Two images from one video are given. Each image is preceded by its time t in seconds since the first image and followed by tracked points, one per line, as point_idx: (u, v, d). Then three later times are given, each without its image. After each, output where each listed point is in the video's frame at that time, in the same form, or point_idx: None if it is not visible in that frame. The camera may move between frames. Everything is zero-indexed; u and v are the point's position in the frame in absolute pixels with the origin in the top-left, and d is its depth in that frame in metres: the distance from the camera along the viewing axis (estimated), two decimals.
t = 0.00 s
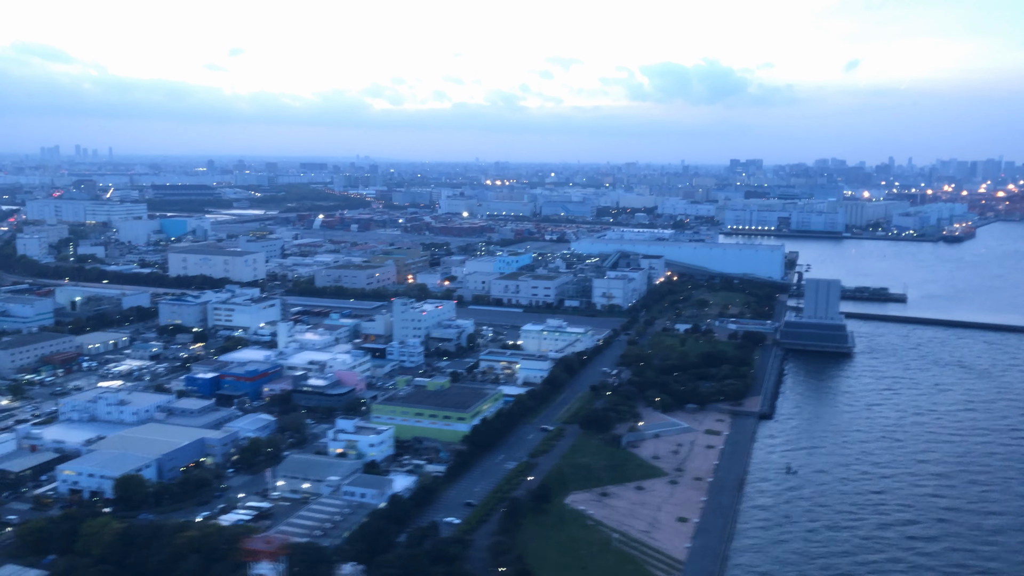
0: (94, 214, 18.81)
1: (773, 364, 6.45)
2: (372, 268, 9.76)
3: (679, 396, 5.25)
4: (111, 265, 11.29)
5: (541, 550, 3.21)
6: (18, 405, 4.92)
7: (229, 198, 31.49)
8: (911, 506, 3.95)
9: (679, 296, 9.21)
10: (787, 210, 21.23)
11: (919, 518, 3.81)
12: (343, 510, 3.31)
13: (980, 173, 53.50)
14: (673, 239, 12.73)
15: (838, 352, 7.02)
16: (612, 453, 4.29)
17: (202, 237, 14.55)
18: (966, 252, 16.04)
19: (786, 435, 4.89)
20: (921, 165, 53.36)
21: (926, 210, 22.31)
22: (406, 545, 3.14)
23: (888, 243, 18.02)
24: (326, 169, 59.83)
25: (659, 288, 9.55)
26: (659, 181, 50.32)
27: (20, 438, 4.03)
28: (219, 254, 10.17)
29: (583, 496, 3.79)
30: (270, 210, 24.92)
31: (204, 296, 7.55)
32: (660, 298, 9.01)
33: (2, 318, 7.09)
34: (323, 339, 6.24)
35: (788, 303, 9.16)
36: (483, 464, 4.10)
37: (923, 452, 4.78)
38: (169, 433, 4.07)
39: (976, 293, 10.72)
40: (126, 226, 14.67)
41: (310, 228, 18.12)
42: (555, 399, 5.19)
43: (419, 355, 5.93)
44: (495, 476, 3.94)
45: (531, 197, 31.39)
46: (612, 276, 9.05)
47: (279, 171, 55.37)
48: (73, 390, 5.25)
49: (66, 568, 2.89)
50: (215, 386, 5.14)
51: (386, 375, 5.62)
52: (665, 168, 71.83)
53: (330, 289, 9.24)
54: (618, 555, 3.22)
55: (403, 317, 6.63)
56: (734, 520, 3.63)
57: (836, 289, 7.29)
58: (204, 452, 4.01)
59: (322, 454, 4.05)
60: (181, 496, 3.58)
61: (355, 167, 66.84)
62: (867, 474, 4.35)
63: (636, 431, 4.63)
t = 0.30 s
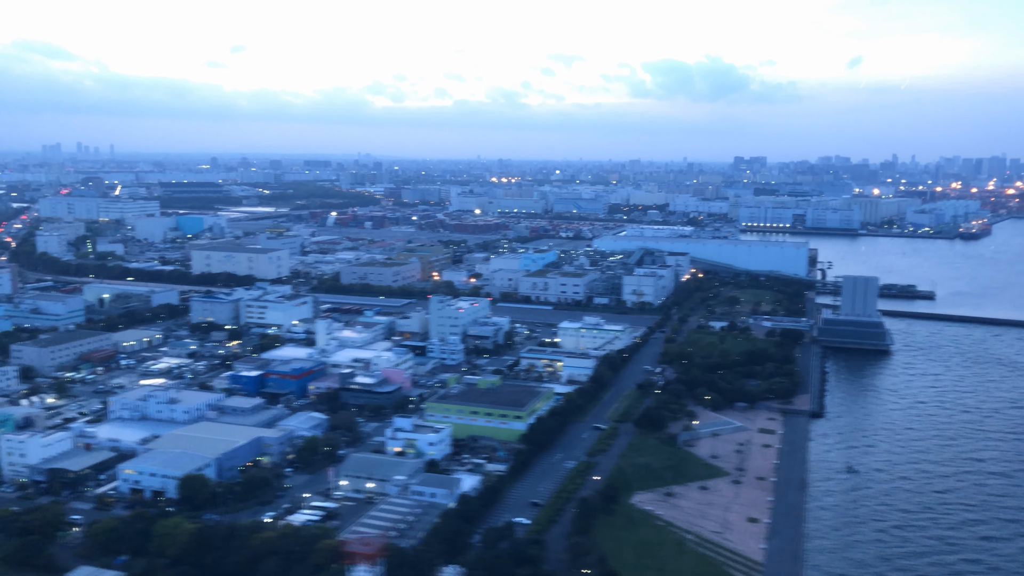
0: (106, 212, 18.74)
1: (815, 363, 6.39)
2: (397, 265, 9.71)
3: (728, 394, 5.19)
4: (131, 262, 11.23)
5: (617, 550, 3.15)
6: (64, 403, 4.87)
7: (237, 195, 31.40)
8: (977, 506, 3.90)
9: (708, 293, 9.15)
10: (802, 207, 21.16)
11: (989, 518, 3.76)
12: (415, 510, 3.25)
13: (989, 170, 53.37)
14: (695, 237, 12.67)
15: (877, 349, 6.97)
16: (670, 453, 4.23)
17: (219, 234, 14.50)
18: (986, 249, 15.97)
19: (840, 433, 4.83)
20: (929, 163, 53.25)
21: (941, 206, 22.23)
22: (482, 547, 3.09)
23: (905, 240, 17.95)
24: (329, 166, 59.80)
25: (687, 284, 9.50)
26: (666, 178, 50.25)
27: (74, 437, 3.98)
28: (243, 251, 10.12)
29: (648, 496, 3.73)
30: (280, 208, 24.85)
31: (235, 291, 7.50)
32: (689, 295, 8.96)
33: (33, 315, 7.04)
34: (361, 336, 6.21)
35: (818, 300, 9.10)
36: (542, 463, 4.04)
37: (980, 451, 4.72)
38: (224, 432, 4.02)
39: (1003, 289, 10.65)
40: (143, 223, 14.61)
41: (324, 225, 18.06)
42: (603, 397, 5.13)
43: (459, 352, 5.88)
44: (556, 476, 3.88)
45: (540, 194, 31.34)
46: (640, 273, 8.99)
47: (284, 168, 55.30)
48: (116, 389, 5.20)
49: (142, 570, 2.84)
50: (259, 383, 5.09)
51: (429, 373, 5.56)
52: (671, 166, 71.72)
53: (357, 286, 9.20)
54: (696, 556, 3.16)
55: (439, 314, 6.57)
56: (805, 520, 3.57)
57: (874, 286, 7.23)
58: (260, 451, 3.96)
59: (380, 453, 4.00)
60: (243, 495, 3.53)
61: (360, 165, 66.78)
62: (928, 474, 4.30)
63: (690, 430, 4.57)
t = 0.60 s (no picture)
0: (119, 210, 18.69)
1: (857, 361, 6.34)
2: (422, 264, 9.68)
3: (778, 394, 5.14)
4: (152, 260, 11.18)
5: (696, 552, 3.10)
6: (109, 402, 4.82)
7: (246, 194, 31.35)
8: None
9: (737, 291, 9.11)
10: (816, 206, 21.10)
11: None
12: (489, 511, 3.20)
13: (996, 168, 53.26)
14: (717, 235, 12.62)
15: (915, 348, 6.91)
16: (730, 453, 4.18)
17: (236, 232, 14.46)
18: (1005, 247, 15.90)
19: (894, 433, 4.78)
20: (936, 161, 53.15)
21: (955, 204, 22.16)
22: (561, 550, 3.03)
23: (921, 238, 17.89)
24: (334, 164, 59.75)
25: (715, 283, 9.45)
26: (672, 176, 50.17)
27: (130, 436, 3.94)
28: (267, 249, 10.08)
29: (715, 497, 3.67)
30: (291, 206, 24.81)
31: (266, 290, 7.40)
32: (718, 293, 8.91)
33: (64, 313, 6.99)
34: (400, 335, 6.17)
35: (848, 299, 9.05)
36: (603, 463, 3.99)
37: None
38: (281, 432, 3.97)
39: None
40: (160, 221, 14.56)
41: (338, 223, 18.04)
42: (652, 397, 5.08)
43: (500, 352, 5.84)
44: (620, 477, 3.83)
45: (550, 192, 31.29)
46: (669, 271, 8.94)
47: (288, 166, 55.24)
48: (159, 388, 5.16)
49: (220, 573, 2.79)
50: (305, 383, 5.05)
51: (472, 372, 5.51)
52: (676, 164, 71.65)
53: (383, 284, 9.16)
54: (775, 559, 3.11)
55: (476, 312, 6.50)
56: (878, 522, 3.52)
57: (912, 284, 7.18)
58: (318, 451, 3.91)
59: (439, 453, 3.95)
60: (308, 496, 3.48)
61: (364, 163, 66.73)
62: (991, 473, 4.24)
63: (746, 430, 4.51)
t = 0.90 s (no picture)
0: (132, 207, 18.64)
1: (898, 360, 6.28)
2: (448, 261, 9.63)
3: (829, 393, 5.08)
4: (173, 257, 11.14)
5: (777, 553, 3.04)
6: (156, 401, 4.78)
7: (255, 191, 31.28)
8: None
9: (766, 289, 9.06)
10: (830, 204, 21.02)
11: None
12: (566, 512, 3.14)
13: (1004, 165, 53.12)
14: (738, 232, 12.57)
15: (955, 346, 6.85)
16: (791, 454, 4.12)
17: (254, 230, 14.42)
18: None
19: (950, 432, 4.71)
20: (944, 159, 53.03)
21: (970, 202, 22.09)
22: (643, 552, 2.97)
23: (938, 236, 17.82)
24: (340, 162, 59.67)
25: (743, 281, 9.40)
26: (679, 174, 50.07)
27: (187, 435, 3.89)
28: (291, 247, 10.04)
29: (784, 498, 3.61)
30: (301, 204, 24.77)
31: (298, 287, 7.39)
32: (748, 291, 8.87)
33: (97, 311, 6.95)
34: (439, 333, 6.12)
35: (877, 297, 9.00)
36: (665, 463, 3.93)
37: None
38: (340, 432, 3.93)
39: None
40: (176, 219, 14.49)
41: (352, 221, 18.00)
42: (701, 396, 5.02)
43: (542, 350, 5.77)
44: (684, 477, 3.77)
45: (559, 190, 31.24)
46: (698, 268, 8.89)
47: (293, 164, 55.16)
48: (203, 386, 5.12)
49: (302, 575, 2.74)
50: (351, 381, 5.00)
51: (516, 371, 5.47)
52: (681, 162, 71.54)
53: (410, 282, 9.12)
54: (857, 560, 3.05)
55: (513, 310, 6.44)
56: (953, 523, 3.45)
57: (950, 282, 7.11)
58: (378, 451, 3.87)
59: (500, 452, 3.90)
60: (375, 496, 3.43)
61: (370, 161, 66.67)
62: None
63: (803, 430, 4.46)
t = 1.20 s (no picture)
0: (146, 205, 18.58)
1: (942, 358, 6.22)
2: (474, 259, 9.59)
3: (880, 392, 5.03)
4: (195, 255, 11.10)
5: (861, 555, 2.99)
6: (204, 401, 4.74)
7: (264, 189, 31.21)
8: None
9: (795, 288, 9.01)
10: (845, 202, 20.96)
11: None
12: (644, 513, 3.09)
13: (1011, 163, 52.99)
14: (760, 230, 12.52)
15: (995, 344, 6.79)
16: (853, 454, 4.06)
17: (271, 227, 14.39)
18: None
19: (1007, 431, 4.65)
20: (951, 157, 52.92)
21: (985, 199, 22.01)
22: (728, 554, 2.92)
23: (955, 234, 17.75)
24: (346, 160, 59.58)
25: (771, 279, 9.36)
26: (685, 172, 49.97)
27: (246, 434, 3.85)
28: (316, 244, 10.00)
29: (855, 499, 3.56)
30: (312, 202, 24.71)
31: (331, 285, 7.37)
32: (778, 289, 8.82)
33: (130, 310, 6.90)
34: (479, 331, 6.08)
35: (908, 295, 8.95)
36: (729, 463, 3.88)
37: None
38: (400, 431, 3.88)
39: None
40: (192, 216, 14.43)
41: (367, 219, 17.94)
42: (752, 396, 4.97)
43: (585, 348, 5.71)
44: (752, 479, 3.72)
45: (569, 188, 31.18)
46: (728, 266, 8.85)
47: (299, 162, 55.07)
48: (248, 385, 5.07)
49: None
50: (399, 380, 4.96)
51: (562, 370, 5.42)
52: (687, 160, 71.44)
53: (438, 280, 9.08)
54: (944, 562, 2.99)
55: (551, 308, 6.39)
56: None
57: (990, 280, 7.05)
58: (440, 450, 3.83)
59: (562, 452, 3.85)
60: (444, 497, 3.39)
61: (375, 159, 66.59)
62: None
63: (861, 429, 4.40)
